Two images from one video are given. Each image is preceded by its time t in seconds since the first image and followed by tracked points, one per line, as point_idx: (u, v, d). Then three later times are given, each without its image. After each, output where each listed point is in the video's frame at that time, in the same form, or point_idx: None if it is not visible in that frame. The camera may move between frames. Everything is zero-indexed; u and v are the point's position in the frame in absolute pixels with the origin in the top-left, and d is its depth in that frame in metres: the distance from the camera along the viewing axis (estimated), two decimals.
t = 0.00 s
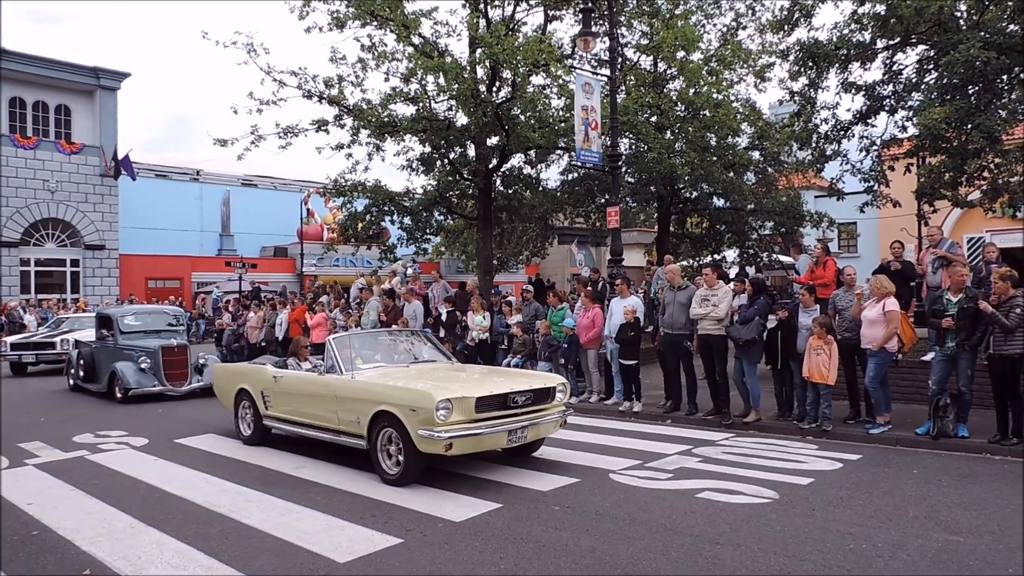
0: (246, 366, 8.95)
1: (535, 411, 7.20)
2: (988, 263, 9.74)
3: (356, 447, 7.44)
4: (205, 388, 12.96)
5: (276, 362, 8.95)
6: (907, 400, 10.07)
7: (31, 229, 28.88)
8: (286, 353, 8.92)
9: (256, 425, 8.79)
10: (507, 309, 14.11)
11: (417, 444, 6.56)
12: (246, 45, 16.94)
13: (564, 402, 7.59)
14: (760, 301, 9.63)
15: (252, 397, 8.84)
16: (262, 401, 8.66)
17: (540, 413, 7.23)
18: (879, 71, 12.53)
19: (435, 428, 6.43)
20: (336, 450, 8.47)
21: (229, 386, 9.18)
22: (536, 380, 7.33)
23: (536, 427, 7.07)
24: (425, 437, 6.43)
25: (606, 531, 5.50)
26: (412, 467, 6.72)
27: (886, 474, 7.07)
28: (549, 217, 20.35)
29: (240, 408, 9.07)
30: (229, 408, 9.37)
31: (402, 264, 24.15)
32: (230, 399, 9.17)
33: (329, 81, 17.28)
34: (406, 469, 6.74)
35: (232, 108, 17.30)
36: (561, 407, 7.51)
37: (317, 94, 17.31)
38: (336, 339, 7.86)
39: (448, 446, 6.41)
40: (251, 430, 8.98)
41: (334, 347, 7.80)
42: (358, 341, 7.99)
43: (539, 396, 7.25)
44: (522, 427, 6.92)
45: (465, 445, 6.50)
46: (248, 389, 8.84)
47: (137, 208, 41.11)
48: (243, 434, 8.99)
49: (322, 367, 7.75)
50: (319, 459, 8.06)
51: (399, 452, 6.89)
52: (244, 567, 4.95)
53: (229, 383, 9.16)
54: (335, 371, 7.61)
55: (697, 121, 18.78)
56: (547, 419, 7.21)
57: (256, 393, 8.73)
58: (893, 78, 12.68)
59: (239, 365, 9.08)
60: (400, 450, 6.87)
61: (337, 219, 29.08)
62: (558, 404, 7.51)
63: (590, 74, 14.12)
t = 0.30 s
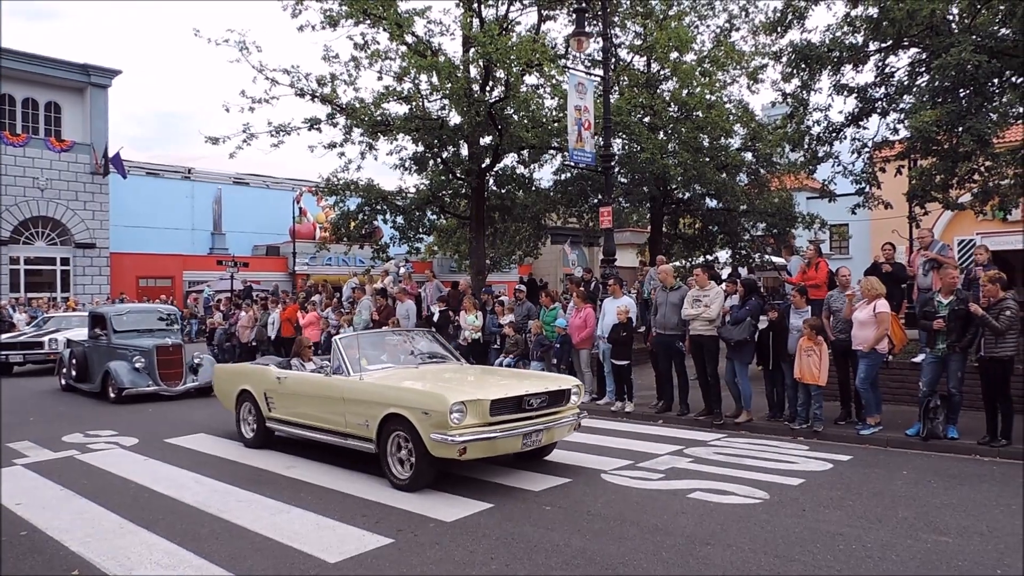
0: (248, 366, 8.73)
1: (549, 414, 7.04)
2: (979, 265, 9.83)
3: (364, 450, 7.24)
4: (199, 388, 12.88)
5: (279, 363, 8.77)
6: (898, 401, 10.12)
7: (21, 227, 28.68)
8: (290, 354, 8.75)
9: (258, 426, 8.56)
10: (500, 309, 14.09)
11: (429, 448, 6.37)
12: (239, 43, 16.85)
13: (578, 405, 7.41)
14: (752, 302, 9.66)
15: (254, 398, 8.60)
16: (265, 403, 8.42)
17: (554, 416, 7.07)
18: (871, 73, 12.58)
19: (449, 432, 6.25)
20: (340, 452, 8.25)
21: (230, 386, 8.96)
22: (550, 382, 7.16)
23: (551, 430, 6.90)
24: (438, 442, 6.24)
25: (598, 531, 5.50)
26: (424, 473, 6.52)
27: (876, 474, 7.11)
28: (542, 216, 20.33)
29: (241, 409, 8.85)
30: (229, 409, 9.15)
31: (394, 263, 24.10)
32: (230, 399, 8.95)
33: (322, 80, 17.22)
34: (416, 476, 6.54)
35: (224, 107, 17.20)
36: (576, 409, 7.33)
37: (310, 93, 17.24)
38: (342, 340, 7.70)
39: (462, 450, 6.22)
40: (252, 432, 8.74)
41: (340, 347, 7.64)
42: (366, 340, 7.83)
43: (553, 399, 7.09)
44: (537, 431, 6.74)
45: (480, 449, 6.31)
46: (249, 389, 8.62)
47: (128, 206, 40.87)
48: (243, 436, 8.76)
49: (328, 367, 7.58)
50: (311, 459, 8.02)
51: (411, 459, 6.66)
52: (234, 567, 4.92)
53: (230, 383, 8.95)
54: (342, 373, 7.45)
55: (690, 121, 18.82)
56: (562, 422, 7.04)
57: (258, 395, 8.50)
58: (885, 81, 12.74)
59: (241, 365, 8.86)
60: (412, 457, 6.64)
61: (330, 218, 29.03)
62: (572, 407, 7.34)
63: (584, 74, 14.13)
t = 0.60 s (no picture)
0: (259, 368, 8.55)
1: (574, 417, 6.84)
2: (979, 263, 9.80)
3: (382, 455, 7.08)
4: (203, 389, 12.84)
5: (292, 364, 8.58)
6: (898, 398, 10.12)
7: (21, 229, 28.68)
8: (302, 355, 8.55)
9: (270, 429, 8.38)
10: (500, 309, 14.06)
11: (452, 452, 6.18)
12: (238, 44, 16.84)
13: (603, 407, 7.21)
14: (752, 299, 9.63)
15: (266, 401, 8.42)
16: (277, 406, 8.25)
17: (579, 418, 6.87)
18: (871, 71, 12.57)
19: (473, 436, 6.05)
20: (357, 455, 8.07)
21: (241, 390, 8.79)
22: (575, 383, 6.96)
23: (577, 433, 6.69)
24: (462, 446, 6.04)
25: (598, 530, 5.50)
26: (446, 481, 6.33)
27: (877, 473, 7.10)
28: (541, 216, 20.33)
29: (252, 413, 8.67)
30: (240, 413, 8.98)
31: (394, 264, 24.10)
32: (241, 403, 8.78)
33: (321, 80, 17.21)
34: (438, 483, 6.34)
35: (223, 107, 17.20)
36: (599, 412, 7.12)
37: (309, 93, 17.23)
38: (357, 340, 7.50)
39: (486, 455, 6.02)
40: (264, 436, 8.55)
41: (356, 348, 7.43)
42: (383, 341, 7.62)
43: (578, 400, 6.89)
44: (562, 434, 6.54)
45: (505, 453, 6.12)
46: (260, 392, 8.44)
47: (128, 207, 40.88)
48: (255, 440, 8.58)
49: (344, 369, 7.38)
50: (312, 459, 8.02)
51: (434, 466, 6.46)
52: (236, 568, 4.92)
53: (241, 387, 8.78)
54: (358, 374, 7.25)
55: (690, 120, 18.80)
56: (587, 424, 6.83)
57: (270, 398, 8.33)
58: (884, 79, 12.73)
59: (252, 367, 8.68)
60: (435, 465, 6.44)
61: (329, 218, 29.01)
62: (597, 409, 7.13)
63: (584, 74, 14.11)
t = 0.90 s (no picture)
0: (277, 370, 8.34)
1: (608, 420, 6.56)
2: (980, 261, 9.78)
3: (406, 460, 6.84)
4: (208, 391, 12.79)
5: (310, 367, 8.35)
6: (900, 396, 10.11)
7: (22, 229, 28.72)
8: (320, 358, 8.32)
9: (289, 432, 8.16)
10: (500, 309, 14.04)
11: (484, 458, 5.92)
12: (238, 44, 16.86)
13: (635, 410, 6.93)
14: (753, 298, 9.62)
15: (284, 404, 8.21)
16: (296, 409, 8.02)
17: (613, 422, 6.59)
18: (871, 69, 12.56)
19: (507, 442, 5.79)
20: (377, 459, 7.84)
21: (258, 393, 8.58)
22: (608, 385, 6.68)
23: (613, 437, 6.41)
24: (496, 452, 5.77)
25: (600, 529, 5.50)
26: (476, 490, 6.07)
27: (878, 471, 7.10)
28: (542, 215, 20.33)
29: (270, 416, 8.45)
30: (258, 416, 8.78)
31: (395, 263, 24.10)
32: (258, 406, 8.56)
33: (321, 80, 17.21)
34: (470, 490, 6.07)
35: (223, 108, 17.22)
36: (632, 415, 6.85)
37: (309, 93, 17.24)
38: (379, 342, 7.27)
39: (521, 461, 5.74)
40: (283, 440, 8.33)
41: (379, 351, 7.19)
42: (406, 343, 7.37)
43: (612, 404, 6.61)
44: (598, 438, 6.24)
45: (540, 459, 5.85)
46: (279, 395, 8.21)
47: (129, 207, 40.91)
48: (273, 444, 8.37)
49: (366, 372, 7.14)
50: (313, 460, 8.02)
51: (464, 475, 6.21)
52: (237, 569, 4.93)
53: (258, 389, 8.57)
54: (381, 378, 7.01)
55: (690, 119, 18.78)
56: (622, 428, 6.55)
57: (289, 400, 8.11)
58: (885, 77, 12.72)
59: (269, 369, 8.46)
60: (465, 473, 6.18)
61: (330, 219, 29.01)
62: (630, 413, 6.87)
63: (584, 73, 14.08)
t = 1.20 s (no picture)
0: (294, 371, 8.09)
1: (643, 425, 6.32)
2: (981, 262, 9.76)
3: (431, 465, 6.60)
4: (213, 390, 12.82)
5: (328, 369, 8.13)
6: (901, 397, 10.11)
7: (24, 229, 28.75)
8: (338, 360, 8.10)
9: (306, 436, 7.91)
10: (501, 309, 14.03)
11: (518, 465, 5.66)
12: (240, 44, 16.90)
13: (669, 414, 6.69)
14: (754, 298, 9.62)
15: (301, 407, 7.96)
16: (314, 412, 7.78)
17: (648, 427, 6.34)
18: (872, 70, 12.56)
19: (542, 448, 5.53)
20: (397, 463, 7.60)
21: (273, 394, 8.33)
22: (642, 388, 6.44)
23: (647, 443, 6.16)
24: (530, 459, 5.52)
25: (601, 530, 5.49)
26: (507, 500, 5.82)
27: (878, 472, 7.10)
28: (543, 216, 20.32)
29: (286, 418, 8.21)
30: (273, 418, 8.53)
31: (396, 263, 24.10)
32: (274, 407, 8.32)
33: (322, 81, 17.22)
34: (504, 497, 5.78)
35: (225, 107, 17.24)
36: (666, 420, 6.61)
37: (311, 94, 17.25)
38: (403, 342, 7.07)
39: (557, 468, 5.49)
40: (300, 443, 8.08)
41: (402, 352, 6.99)
42: (429, 343, 7.17)
43: (647, 408, 6.36)
44: (634, 444, 5.99)
45: (577, 466, 5.59)
46: (296, 397, 7.96)
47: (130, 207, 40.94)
48: (289, 447, 8.11)
49: (389, 373, 6.94)
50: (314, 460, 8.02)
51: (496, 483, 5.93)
52: (237, 568, 4.93)
53: (274, 391, 8.32)
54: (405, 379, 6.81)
55: (691, 120, 18.77)
56: (656, 434, 6.30)
57: (306, 403, 7.85)
58: (886, 77, 12.72)
59: (286, 370, 8.22)
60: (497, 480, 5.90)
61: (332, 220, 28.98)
62: (664, 417, 6.62)
63: (586, 73, 14.07)
